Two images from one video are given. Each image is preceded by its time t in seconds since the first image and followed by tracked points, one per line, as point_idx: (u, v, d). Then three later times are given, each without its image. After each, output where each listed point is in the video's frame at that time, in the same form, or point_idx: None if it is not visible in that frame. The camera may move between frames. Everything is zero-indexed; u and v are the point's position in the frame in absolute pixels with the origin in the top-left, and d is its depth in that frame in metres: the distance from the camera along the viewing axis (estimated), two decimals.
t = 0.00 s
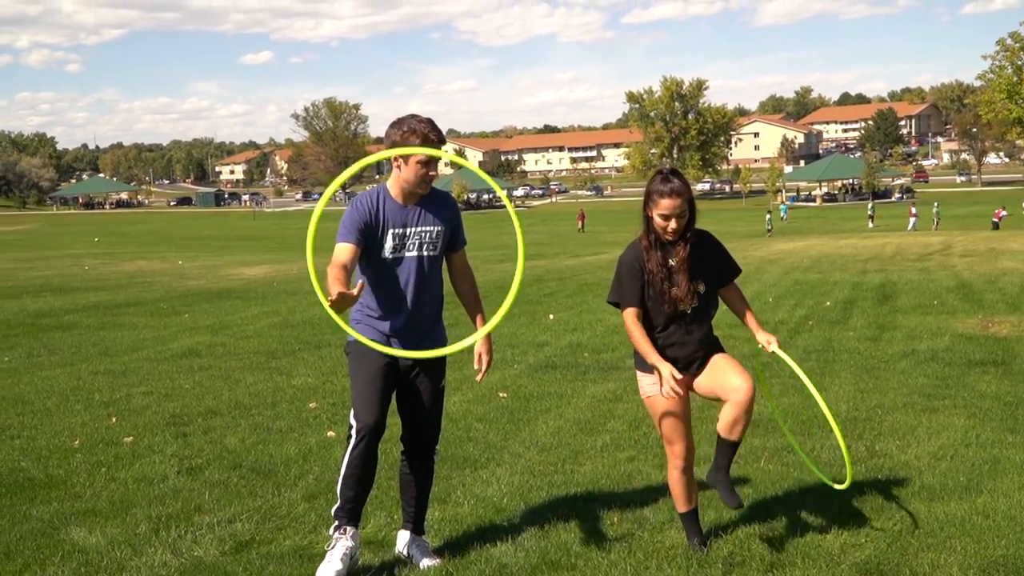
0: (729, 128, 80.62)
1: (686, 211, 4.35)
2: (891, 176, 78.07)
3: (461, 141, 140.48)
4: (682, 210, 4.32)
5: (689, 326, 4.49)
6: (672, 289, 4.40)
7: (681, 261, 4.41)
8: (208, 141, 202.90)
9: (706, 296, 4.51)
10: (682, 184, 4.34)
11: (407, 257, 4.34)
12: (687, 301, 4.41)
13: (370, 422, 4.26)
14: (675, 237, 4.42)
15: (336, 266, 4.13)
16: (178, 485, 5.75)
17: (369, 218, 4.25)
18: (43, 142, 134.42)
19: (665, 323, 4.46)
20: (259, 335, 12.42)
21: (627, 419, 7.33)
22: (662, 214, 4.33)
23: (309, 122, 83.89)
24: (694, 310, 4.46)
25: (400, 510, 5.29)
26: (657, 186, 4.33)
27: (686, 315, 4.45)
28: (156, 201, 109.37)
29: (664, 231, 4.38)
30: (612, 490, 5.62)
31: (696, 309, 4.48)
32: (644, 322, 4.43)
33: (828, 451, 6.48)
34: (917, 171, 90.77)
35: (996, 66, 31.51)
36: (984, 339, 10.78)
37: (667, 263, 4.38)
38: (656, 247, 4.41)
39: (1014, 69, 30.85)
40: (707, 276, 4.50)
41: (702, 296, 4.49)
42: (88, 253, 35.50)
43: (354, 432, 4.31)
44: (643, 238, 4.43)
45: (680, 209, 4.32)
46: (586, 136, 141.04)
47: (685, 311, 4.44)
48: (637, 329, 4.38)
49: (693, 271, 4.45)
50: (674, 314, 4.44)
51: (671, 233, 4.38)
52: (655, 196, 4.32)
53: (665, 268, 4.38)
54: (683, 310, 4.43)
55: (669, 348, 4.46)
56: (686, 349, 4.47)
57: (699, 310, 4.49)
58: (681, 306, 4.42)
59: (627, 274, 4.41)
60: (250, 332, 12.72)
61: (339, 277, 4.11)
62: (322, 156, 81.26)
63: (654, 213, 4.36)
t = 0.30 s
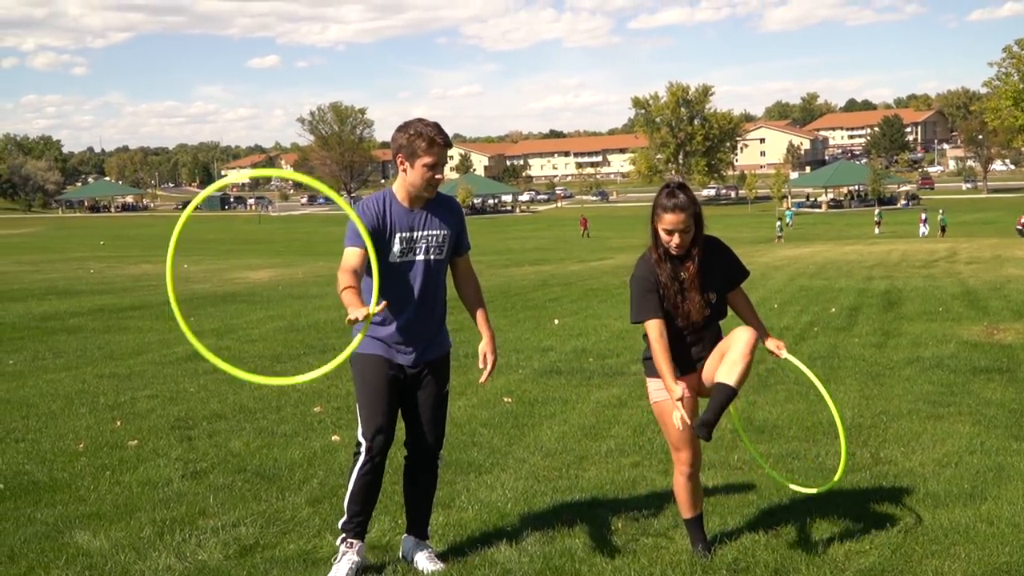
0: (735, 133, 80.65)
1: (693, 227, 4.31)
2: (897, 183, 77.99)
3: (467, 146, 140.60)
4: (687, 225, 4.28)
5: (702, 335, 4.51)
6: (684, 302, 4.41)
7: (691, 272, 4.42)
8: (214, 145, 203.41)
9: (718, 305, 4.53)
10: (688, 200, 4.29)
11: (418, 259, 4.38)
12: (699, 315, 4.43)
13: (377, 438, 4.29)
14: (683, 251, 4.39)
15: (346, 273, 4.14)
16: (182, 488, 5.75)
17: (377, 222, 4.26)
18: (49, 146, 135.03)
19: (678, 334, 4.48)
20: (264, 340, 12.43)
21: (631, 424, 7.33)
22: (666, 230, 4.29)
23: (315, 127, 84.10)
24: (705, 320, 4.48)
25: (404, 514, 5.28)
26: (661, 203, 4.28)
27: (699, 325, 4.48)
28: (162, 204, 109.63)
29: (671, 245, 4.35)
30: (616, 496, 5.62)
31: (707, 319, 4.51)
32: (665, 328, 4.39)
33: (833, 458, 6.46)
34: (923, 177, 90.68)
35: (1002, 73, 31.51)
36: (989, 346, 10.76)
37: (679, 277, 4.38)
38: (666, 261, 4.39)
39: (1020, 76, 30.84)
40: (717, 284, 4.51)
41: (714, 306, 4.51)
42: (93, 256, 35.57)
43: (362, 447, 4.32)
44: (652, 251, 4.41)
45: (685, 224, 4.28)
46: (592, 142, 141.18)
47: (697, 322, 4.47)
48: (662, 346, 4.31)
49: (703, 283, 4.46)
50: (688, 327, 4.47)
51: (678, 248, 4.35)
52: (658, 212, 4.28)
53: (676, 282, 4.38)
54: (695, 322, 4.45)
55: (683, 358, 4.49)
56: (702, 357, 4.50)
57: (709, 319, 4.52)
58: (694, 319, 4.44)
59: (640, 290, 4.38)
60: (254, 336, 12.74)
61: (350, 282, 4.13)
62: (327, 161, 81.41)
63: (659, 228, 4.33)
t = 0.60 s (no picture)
0: (739, 137, 80.58)
1: (692, 234, 4.31)
2: (903, 187, 77.75)
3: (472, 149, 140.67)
4: (686, 231, 4.28)
5: (707, 340, 4.51)
6: (688, 308, 4.40)
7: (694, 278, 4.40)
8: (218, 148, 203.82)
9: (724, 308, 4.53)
10: (685, 207, 4.29)
11: (422, 263, 4.35)
12: (702, 320, 4.43)
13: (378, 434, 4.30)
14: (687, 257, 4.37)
15: (343, 266, 4.14)
16: (186, 490, 5.76)
17: (381, 224, 4.29)
18: (54, 148, 135.94)
19: (684, 339, 4.47)
20: (268, 342, 12.45)
21: (635, 427, 7.32)
22: (665, 236, 4.29)
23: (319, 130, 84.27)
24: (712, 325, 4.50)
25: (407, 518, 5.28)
26: (660, 211, 4.28)
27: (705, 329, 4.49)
28: (165, 207, 109.93)
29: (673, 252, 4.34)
30: (620, 499, 5.61)
31: (712, 323, 4.51)
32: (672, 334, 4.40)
33: (837, 461, 6.46)
34: (927, 181, 90.51)
35: (1008, 78, 31.46)
36: (994, 350, 10.73)
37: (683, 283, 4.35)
38: (671, 266, 4.38)
39: None
40: (722, 288, 4.50)
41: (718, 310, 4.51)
42: (98, 258, 35.65)
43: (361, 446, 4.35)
44: (656, 258, 4.42)
45: (684, 230, 4.28)
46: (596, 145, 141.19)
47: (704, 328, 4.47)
48: (668, 352, 4.31)
49: (707, 289, 4.46)
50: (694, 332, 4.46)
51: (678, 255, 4.35)
52: (656, 220, 4.29)
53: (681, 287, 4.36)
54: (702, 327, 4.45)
55: (689, 362, 4.49)
56: (707, 361, 4.51)
57: (714, 324, 4.52)
58: (698, 324, 4.44)
59: (645, 296, 4.38)
60: (258, 339, 12.74)
61: (346, 275, 4.12)
62: (331, 163, 81.60)
63: (659, 236, 4.33)
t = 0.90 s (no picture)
0: (743, 135, 80.46)
1: (688, 229, 4.29)
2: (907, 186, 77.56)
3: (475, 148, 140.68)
4: (683, 226, 4.28)
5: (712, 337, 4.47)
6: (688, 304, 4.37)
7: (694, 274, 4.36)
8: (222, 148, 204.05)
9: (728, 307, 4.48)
10: (683, 201, 4.29)
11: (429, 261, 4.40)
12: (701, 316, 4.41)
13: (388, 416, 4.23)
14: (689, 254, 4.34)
15: (359, 255, 4.14)
16: (190, 488, 5.78)
17: (390, 218, 4.27)
18: (57, 146, 136.26)
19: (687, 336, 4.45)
20: (271, 341, 12.46)
21: (639, 426, 7.32)
22: (662, 232, 4.32)
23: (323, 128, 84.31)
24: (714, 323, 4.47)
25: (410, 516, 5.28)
26: (657, 207, 4.32)
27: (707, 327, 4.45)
28: (169, 205, 110.06)
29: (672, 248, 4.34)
30: (624, 497, 5.62)
31: (716, 321, 4.47)
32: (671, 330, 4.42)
33: (841, 460, 6.45)
34: (931, 180, 90.32)
35: (1012, 76, 31.38)
36: (999, 349, 10.70)
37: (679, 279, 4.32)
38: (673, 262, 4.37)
39: None
40: (727, 287, 4.47)
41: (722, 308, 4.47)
42: (102, 257, 35.72)
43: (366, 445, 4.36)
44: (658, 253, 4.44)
45: (681, 225, 4.28)
46: (600, 144, 141.13)
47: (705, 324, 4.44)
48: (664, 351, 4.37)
49: (709, 286, 4.43)
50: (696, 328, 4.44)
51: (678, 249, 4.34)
52: (654, 216, 4.33)
53: (680, 283, 4.32)
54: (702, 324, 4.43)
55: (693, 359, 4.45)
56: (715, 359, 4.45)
57: (718, 322, 4.48)
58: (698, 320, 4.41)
59: (645, 291, 4.42)
60: (261, 337, 12.75)
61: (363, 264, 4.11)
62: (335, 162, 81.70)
63: (658, 232, 4.36)
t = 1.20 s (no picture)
0: (747, 132, 80.33)
1: (701, 217, 4.33)
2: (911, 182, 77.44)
3: (480, 145, 140.70)
4: (691, 215, 4.33)
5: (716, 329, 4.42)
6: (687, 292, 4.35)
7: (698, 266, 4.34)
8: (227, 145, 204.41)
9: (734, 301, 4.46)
10: (696, 189, 4.34)
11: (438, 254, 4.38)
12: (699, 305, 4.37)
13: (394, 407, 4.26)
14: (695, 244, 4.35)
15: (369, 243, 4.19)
16: (195, 485, 5.79)
17: (399, 209, 4.29)
18: (62, 144, 136.60)
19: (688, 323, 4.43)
20: (276, 338, 12.47)
21: (643, 423, 7.32)
22: (672, 218, 4.38)
23: (327, 125, 84.33)
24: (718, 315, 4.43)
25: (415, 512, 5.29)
26: (670, 192, 4.39)
27: (709, 318, 4.42)
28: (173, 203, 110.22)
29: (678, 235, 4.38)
30: (629, 493, 5.62)
31: (720, 314, 4.44)
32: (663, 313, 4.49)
33: (845, 456, 6.45)
34: (936, 176, 90.11)
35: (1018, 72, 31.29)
36: (1003, 345, 10.68)
37: (686, 265, 4.32)
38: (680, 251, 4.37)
39: None
40: (734, 283, 4.47)
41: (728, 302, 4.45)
42: (108, 254, 35.80)
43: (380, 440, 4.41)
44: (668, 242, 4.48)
45: (689, 214, 4.34)
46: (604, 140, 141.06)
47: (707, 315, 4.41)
48: (638, 332, 4.53)
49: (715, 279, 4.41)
50: (696, 318, 4.41)
51: (687, 237, 4.36)
52: (666, 201, 4.40)
53: (684, 269, 4.33)
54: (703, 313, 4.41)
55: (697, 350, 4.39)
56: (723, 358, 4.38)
57: (724, 316, 4.44)
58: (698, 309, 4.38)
59: (647, 274, 4.48)
60: (266, 334, 12.75)
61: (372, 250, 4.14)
62: (339, 159, 81.72)
63: (669, 218, 4.42)
